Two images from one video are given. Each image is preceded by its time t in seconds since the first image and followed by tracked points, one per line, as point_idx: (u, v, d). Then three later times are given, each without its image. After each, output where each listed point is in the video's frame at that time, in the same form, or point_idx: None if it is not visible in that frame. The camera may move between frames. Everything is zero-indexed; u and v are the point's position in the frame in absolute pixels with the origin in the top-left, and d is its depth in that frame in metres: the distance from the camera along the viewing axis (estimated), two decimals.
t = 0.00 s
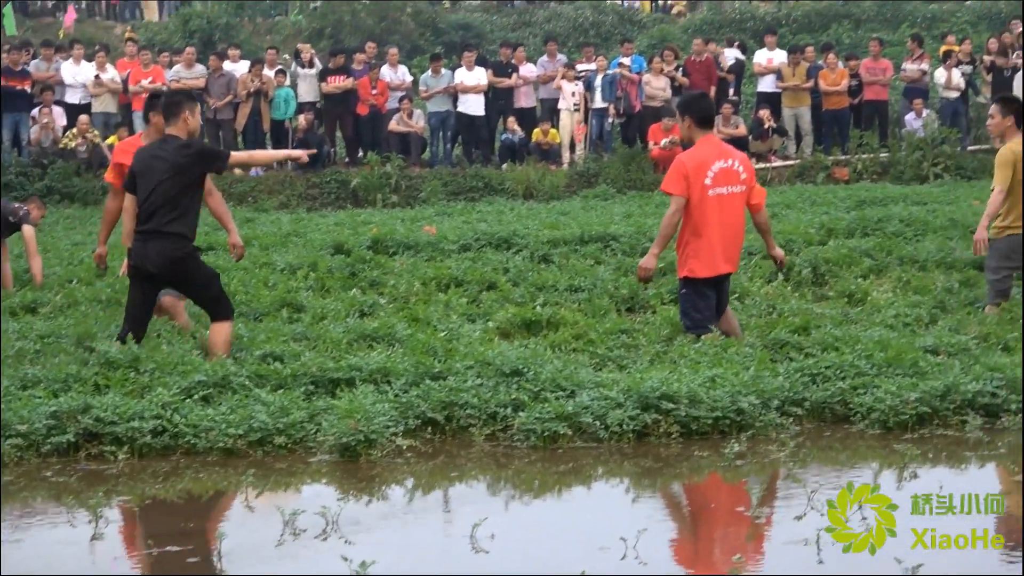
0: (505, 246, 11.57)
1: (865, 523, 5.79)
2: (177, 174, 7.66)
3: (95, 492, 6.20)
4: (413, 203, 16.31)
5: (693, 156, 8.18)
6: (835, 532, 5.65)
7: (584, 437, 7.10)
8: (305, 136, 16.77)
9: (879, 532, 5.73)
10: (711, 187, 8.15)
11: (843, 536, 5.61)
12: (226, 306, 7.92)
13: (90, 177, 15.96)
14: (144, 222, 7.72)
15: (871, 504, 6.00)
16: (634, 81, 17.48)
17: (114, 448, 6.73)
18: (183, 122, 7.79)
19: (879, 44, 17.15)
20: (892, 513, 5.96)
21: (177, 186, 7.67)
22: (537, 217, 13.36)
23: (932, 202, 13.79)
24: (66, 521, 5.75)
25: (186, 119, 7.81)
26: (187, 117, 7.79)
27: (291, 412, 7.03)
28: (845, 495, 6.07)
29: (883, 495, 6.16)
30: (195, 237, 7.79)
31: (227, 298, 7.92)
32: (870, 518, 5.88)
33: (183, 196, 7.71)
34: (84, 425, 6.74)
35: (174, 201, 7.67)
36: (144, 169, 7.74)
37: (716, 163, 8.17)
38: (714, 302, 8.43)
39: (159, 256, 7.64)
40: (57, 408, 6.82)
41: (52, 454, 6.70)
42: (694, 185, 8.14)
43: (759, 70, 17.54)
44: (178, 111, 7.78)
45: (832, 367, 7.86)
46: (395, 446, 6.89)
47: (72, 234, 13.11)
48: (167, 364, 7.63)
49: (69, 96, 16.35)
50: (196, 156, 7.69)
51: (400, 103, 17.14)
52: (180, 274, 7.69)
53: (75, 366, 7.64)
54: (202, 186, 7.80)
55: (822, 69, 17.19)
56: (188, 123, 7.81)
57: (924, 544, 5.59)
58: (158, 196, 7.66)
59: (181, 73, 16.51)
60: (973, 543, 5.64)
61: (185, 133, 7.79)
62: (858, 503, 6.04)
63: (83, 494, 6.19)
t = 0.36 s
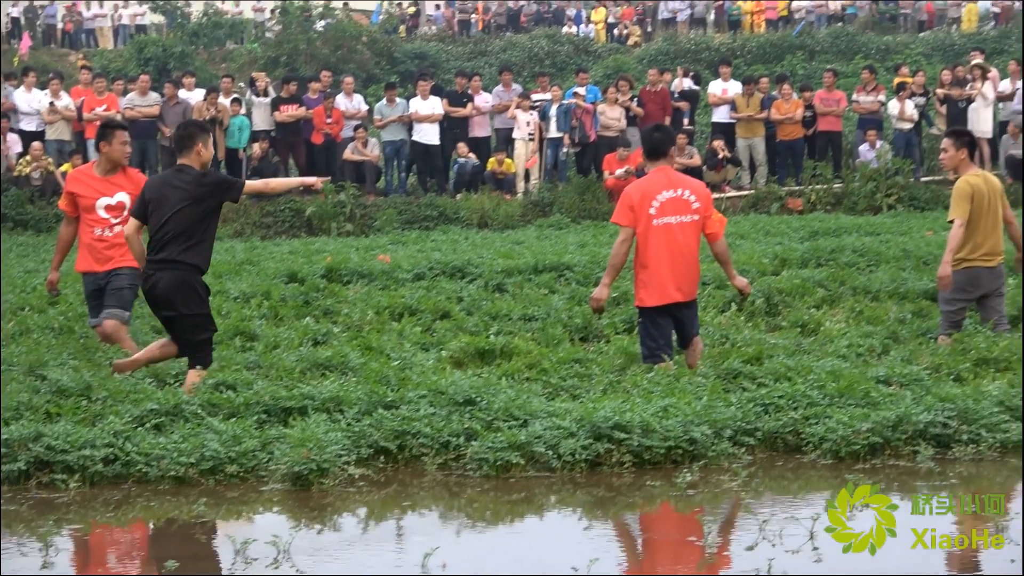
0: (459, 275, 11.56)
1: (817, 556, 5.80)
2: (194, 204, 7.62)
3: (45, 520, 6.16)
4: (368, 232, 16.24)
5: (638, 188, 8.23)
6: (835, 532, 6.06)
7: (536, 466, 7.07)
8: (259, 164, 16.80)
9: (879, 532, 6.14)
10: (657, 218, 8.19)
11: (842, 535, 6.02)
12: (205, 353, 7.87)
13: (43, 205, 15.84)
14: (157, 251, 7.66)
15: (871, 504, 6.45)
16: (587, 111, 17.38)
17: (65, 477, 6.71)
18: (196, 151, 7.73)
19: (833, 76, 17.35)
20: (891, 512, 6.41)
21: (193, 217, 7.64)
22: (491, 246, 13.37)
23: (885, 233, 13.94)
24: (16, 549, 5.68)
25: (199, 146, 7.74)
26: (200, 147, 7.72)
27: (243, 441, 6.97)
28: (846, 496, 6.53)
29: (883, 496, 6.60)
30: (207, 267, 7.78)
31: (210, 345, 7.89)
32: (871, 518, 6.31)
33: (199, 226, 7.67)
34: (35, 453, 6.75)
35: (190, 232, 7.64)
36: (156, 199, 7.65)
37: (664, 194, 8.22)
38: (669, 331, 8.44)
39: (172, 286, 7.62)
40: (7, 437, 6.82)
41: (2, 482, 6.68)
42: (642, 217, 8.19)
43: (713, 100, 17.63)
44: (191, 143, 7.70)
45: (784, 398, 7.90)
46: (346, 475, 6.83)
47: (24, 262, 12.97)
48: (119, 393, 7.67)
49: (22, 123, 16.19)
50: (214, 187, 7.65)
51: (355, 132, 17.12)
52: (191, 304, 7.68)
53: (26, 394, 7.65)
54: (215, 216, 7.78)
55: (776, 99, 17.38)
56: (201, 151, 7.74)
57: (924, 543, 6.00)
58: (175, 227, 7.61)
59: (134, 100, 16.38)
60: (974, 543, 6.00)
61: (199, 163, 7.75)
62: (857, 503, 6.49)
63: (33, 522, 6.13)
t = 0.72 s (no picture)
0: (402, 288, 11.53)
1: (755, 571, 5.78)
2: (167, 210, 7.96)
3: None
4: (313, 244, 16.11)
5: (582, 205, 8.29)
6: (837, 532, 6.31)
7: (477, 481, 7.04)
8: (204, 176, 16.37)
9: (879, 532, 6.38)
10: (599, 233, 8.23)
11: (843, 535, 6.26)
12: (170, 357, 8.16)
13: None
14: (131, 255, 8.00)
15: (872, 504, 6.72)
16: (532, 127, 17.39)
17: (3, 489, 6.64)
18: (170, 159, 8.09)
19: (777, 93, 17.52)
20: (890, 511, 6.70)
21: (167, 222, 7.97)
22: (435, 260, 13.34)
23: (828, 250, 14.12)
24: None
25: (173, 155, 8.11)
26: (172, 155, 8.08)
27: (183, 454, 6.89)
28: (847, 497, 6.82)
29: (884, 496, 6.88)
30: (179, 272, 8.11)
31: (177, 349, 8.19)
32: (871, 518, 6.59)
33: (172, 232, 8.01)
34: None
35: (163, 236, 7.98)
36: (131, 205, 8.00)
37: (608, 210, 8.25)
38: (613, 346, 8.47)
39: (145, 289, 7.94)
40: None
41: None
42: (584, 233, 8.26)
43: (659, 116, 17.81)
44: (163, 150, 8.04)
45: (725, 414, 7.94)
46: (287, 488, 6.75)
47: None
48: (59, 406, 7.58)
49: None
50: (186, 193, 8.00)
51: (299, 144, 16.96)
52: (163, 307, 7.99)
53: None
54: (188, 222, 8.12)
55: (721, 116, 17.55)
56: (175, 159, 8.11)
57: (924, 543, 6.25)
58: (149, 233, 7.96)
59: (77, 111, 16.27)
60: (975, 543, 6.27)
61: (171, 170, 8.10)
62: (858, 503, 6.77)
63: None
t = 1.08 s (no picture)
0: (344, 296, 11.46)
1: None
2: (141, 214, 7.99)
3: None
4: (255, 252, 15.96)
5: (525, 214, 8.26)
6: (838, 534, 6.44)
7: (418, 489, 7.01)
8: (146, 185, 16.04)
9: (880, 532, 6.52)
10: (543, 243, 8.23)
11: (844, 537, 6.39)
12: (152, 358, 8.22)
13: None
14: (104, 259, 8.03)
15: (873, 504, 6.89)
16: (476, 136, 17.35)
17: None
18: (144, 164, 8.12)
19: (720, 104, 17.68)
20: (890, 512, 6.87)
21: (139, 226, 8.01)
22: (377, 268, 13.28)
23: (769, 260, 14.25)
24: None
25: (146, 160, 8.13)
26: (145, 160, 8.11)
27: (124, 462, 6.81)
28: (848, 496, 6.97)
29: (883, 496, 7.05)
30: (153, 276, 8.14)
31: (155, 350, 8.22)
32: (871, 519, 6.75)
33: (145, 236, 8.05)
34: None
35: (136, 240, 8.01)
36: (105, 210, 8.04)
37: (550, 220, 8.26)
38: (557, 355, 8.50)
39: (117, 293, 7.98)
40: None
41: None
42: (529, 243, 8.24)
43: (602, 125, 17.97)
44: (136, 155, 8.06)
45: (666, 423, 7.98)
46: (227, 496, 6.67)
47: None
48: None
49: None
50: (161, 199, 8.03)
51: (242, 151, 16.80)
52: (135, 312, 8.02)
53: None
54: (163, 227, 8.16)
55: (665, 126, 17.64)
56: (148, 164, 8.14)
57: (926, 543, 6.42)
58: (123, 237, 7.99)
59: (20, 118, 15.94)
60: (975, 544, 6.45)
61: (144, 175, 8.14)
62: (859, 503, 6.92)
63: None
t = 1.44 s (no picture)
0: (287, 305, 11.38)
1: None
2: (105, 212, 8.00)
3: None
4: (197, 260, 15.81)
5: (469, 223, 8.27)
6: (839, 532, 6.67)
7: (360, 498, 6.97)
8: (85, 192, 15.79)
9: (881, 531, 6.78)
10: (487, 252, 8.24)
11: (845, 535, 6.62)
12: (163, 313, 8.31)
13: None
14: (71, 258, 8.04)
15: (873, 504, 7.16)
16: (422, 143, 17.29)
17: None
18: (109, 162, 8.13)
19: (665, 114, 17.79)
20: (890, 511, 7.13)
21: (103, 225, 8.00)
22: (320, 276, 13.19)
23: (713, 269, 14.37)
24: None
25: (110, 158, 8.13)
26: (110, 158, 8.11)
27: (64, 469, 6.73)
28: (850, 496, 7.24)
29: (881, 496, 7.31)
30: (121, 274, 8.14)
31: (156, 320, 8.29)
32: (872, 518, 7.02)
33: (110, 235, 8.04)
34: None
35: (101, 239, 8.00)
36: (72, 210, 8.07)
37: (494, 228, 8.27)
38: (500, 365, 8.49)
39: (84, 291, 7.97)
40: None
41: None
42: (472, 252, 8.25)
43: (546, 134, 17.99)
44: (101, 154, 8.09)
45: (609, 432, 8.02)
46: (167, 504, 6.59)
47: None
48: None
49: None
50: (125, 198, 8.04)
51: (185, 159, 16.71)
52: (107, 305, 8.03)
53: None
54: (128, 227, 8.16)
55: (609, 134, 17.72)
56: (112, 163, 8.13)
57: (926, 542, 6.68)
58: (89, 235, 7.99)
59: None
60: (975, 542, 6.72)
61: (110, 174, 8.14)
62: (860, 503, 7.19)
63: None
